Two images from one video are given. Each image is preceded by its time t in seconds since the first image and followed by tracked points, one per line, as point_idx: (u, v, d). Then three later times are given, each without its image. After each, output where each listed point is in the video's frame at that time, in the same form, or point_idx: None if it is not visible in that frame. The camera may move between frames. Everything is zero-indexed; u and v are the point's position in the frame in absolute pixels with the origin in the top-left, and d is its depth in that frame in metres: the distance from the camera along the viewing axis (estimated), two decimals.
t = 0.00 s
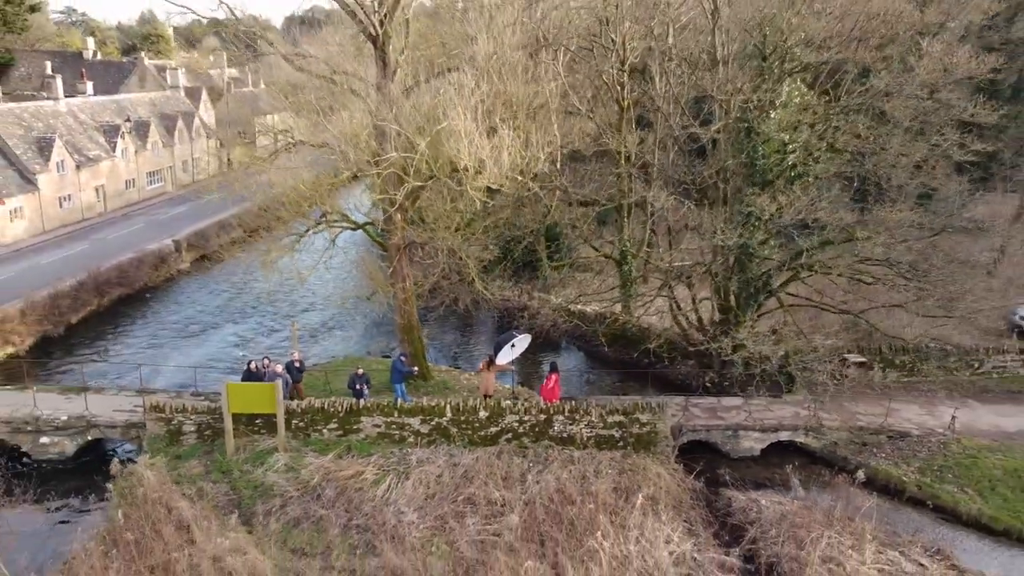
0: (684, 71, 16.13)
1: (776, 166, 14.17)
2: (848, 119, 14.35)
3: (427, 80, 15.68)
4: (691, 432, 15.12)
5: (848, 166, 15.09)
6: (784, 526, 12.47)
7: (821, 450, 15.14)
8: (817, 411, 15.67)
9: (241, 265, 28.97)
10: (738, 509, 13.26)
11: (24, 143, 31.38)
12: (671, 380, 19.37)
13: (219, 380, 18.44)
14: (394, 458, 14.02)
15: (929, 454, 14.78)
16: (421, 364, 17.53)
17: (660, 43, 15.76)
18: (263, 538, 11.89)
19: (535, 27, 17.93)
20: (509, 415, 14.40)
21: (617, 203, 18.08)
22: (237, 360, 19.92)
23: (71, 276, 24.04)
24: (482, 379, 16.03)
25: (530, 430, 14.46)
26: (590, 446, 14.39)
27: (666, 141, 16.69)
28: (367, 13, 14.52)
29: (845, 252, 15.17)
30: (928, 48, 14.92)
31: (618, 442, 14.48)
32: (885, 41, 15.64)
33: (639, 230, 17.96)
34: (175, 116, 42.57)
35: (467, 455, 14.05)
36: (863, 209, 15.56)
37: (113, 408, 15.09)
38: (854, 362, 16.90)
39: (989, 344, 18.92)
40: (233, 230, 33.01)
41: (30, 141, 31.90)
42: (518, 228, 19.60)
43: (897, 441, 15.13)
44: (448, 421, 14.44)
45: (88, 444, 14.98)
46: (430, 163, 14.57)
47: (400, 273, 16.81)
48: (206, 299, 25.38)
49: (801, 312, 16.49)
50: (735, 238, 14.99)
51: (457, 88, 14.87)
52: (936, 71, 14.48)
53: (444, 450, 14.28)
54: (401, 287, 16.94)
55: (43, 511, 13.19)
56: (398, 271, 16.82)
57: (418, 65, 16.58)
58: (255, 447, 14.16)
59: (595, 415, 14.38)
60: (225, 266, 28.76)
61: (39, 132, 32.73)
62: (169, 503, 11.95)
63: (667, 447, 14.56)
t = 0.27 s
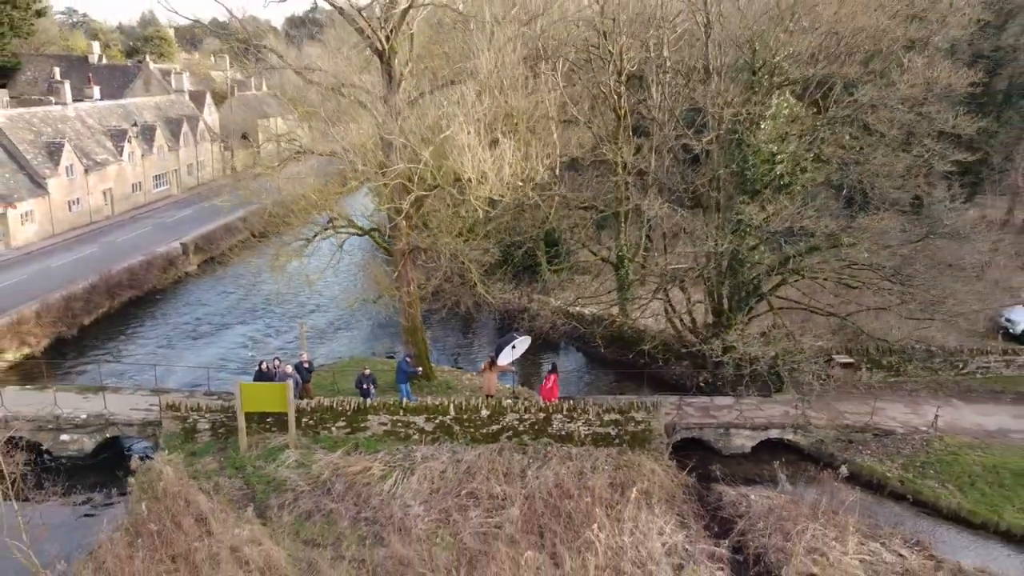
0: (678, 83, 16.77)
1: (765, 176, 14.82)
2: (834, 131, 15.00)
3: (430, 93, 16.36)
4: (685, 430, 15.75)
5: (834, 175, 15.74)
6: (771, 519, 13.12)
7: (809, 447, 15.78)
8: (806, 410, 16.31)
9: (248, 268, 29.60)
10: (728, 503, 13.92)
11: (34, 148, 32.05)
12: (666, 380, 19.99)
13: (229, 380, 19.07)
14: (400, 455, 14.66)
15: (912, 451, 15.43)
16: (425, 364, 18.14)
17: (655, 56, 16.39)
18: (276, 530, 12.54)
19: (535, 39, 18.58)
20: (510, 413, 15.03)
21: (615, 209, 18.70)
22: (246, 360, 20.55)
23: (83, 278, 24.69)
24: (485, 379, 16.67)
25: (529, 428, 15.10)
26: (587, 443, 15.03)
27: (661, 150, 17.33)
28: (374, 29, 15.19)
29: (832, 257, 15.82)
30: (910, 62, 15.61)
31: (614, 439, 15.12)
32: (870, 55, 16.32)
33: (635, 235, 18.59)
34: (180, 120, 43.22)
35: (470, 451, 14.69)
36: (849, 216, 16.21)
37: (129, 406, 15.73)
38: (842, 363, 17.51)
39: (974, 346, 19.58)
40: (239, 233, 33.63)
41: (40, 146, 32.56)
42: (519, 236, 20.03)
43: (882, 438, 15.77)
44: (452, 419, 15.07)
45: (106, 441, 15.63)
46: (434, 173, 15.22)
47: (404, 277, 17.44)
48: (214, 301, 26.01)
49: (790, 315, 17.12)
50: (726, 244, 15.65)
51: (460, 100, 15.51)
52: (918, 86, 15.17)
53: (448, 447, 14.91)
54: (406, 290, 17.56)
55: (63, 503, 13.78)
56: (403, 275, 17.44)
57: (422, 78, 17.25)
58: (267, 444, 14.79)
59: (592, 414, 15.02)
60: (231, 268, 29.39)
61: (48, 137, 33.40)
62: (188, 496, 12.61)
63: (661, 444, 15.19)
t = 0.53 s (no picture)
0: (671, 96, 17.54)
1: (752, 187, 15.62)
2: (817, 144, 15.79)
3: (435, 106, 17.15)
4: (676, 427, 16.55)
5: (819, 185, 16.53)
6: (758, 511, 13.91)
7: (797, 443, 16.55)
8: (793, 409, 17.09)
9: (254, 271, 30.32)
10: (717, 497, 14.70)
11: (46, 153, 32.82)
12: (660, 381, 20.74)
13: (240, 380, 19.83)
14: (407, 451, 15.42)
15: (894, 447, 16.21)
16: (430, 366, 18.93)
17: (650, 70, 17.16)
18: (291, 521, 13.32)
19: (534, 52, 19.36)
20: (511, 411, 15.81)
21: (610, 216, 19.46)
22: (255, 361, 21.31)
23: (96, 281, 25.47)
24: (487, 379, 17.46)
25: (529, 426, 15.88)
26: (584, 440, 15.81)
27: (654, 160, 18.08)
28: (381, 46, 15.96)
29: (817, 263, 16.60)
30: (892, 77, 16.40)
31: (609, 436, 15.89)
32: (854, 70, 17.12)
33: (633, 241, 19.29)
34: (187, 125, 44.00)
35: (472, 448, 15.46)
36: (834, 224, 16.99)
37: (147, 405, 16.51)
38: (829, 364, 18.29)
39: (957, 347, 20.37)
40: (245, 236, 34.42)
41: (52, 151, 33.34)
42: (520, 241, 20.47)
43: (866, 435, 16.54)
44: (455, 417, 15.84)
45: (126, 437, 16.42)
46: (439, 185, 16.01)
47: (409, 282, 18.20)
48: (222, 303, 26.77)
49: (779, 319, 17.85)
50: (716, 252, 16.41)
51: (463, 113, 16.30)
52: (898, 100, 15.96)
53: (452, 443, 15.69)
54: (411, 294, 18.32)
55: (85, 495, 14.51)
56: (408, 281, 18.18)
57: (426, 90, 18.03)
58: (280, 440, 15.56)
59: (588, 412, 15.81)
60: (239, 272, 30.16)
61: (59, 143, 34.21)
62: (207, 489, 13.38)
63: (655, 441, 15.96)
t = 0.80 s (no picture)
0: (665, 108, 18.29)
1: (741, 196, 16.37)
2: (804, 155, 16.54)
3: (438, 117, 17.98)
4: (669, 425, 17.31)
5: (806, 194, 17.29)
6: (745, 504, 14.68)
7: (784, 440, 17.32)
8: (781, 408, 17.87)
9: (260, 274, 31.07)
10: (708, 491, 15.47)
11: (57, 159, 33.65)
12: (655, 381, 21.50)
13: (251, 380, 20.59)
14: (412, 447, 16.19)
15: (877, 444, 16.98)
16: (433, 366, 19.70)
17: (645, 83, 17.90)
18: (303, 513, 14.08)
19: (534, 65, 20.14)
20: (511, 409, 16.57)
21: (607, 223, 20.21)
22: (265, 361, 22.06)
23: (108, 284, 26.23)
24: (489, 379, 18.22)
25: (529, 424, 16.64)
26: (581, 436, 16.58)
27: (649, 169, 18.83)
28: (388, 61, 16.82)
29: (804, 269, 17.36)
30: (875, 91, 17.21)
31: (605, 433, 16.66)
32: (839, 83, 17.92)
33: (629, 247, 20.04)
34: (192, 129, 44.81)
35: (475, 444, 16.23)
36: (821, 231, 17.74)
37: (164, 404, 17.27)
38: (816, 365, 19.06)
39: (941, 348, 21.13)
40: (250, 239, 35.20)
41: (63, 156, 34.16)
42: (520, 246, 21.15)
43: (851, 433, 17.30)
44: (457, 415, 16.60)
45: (144, 435, 17.20)
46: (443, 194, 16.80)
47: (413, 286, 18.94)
48: (230, 306, 27.52)
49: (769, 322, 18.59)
50: (707, 258, 17.17)
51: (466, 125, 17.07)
52: (879, 113, 16.78)
53: (455, 439, 16.46)
54: (416, 297, 19.07)
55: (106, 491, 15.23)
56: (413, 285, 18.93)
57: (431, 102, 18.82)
58: (292, 437, 16.34)
59: (585, 410, 16.58)
60: (245, 275, 30.91)
61: (69, 148, 35.00)
62: (223, 482, 14.14)
63: (648, 438, 16.74)
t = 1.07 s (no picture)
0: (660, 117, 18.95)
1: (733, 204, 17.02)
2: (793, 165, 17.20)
3: (441, 127, 18.68)
4: (664, 424, 17.97)
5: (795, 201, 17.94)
6: (736, 499, 15.34)
7: (775, 438, 17.97)
8: (772, 407, 18.53)
9: (265, 277, 31.72)
10: (700, 486, 16.11)
11: (66, 163, 34.33)
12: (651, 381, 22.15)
13: (259, 379, 21.23)
14: (416, 444, 16.84)
15: (865, 442, 17.63)
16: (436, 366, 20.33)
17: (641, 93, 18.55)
18: (314, 507, 14.73)
19: (533, 75, 20.80)
20: (512, 408, 17.23)
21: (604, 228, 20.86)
22: (272, 362, 22.70)
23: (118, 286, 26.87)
24: (489, 378, 18.86)
25: (529, 422, 17.30)
26: (578, 434, 17.24)
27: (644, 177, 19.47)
28: (392, 73, 17.44)
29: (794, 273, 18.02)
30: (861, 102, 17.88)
31: (601, 431, 17.31)
32: (827, 95, 18.61)
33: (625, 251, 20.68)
34: (197, 133, 45.49)
35: (477, 442, 16.89)
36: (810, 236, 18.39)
37: (177, 403, 17.92)
38: (807, 365, 19.70)
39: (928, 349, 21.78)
40: (255, 242, 35.84)
41: (71, 161, 34.84)
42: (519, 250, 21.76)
43: (839, 431, 17.95)
44: (460, 413, 17.25)
45: (158, 433, 17.85)
46: (446, 202, 17.46)
47: (416, 289, 19.57)
48: (237, 308, 28.13)
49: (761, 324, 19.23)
50: (701, 262, 17.82)
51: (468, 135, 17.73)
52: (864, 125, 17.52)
53: (458, 437, 17.12)
54: (419, 300, 19.71)
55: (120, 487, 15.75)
56: (416, 288, 19.57)
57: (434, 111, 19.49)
58: (301, 435, 16.99)
59: (582, 409, 17.24)
60: (251, 278, 31.57)
61: (78, 152, 35.67)
62: (237, 478, 14.81)
63: (644, 435, 17.39)
